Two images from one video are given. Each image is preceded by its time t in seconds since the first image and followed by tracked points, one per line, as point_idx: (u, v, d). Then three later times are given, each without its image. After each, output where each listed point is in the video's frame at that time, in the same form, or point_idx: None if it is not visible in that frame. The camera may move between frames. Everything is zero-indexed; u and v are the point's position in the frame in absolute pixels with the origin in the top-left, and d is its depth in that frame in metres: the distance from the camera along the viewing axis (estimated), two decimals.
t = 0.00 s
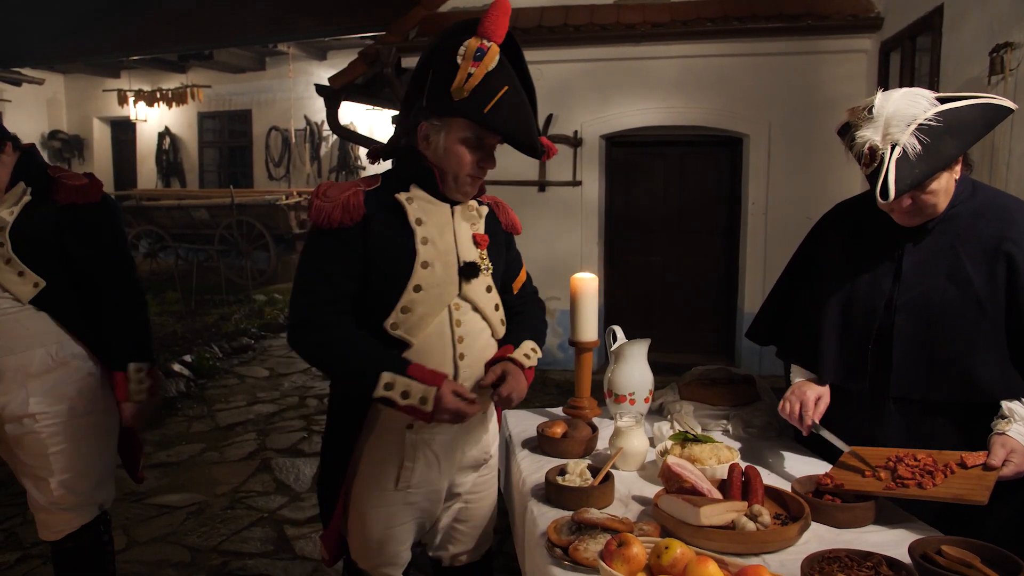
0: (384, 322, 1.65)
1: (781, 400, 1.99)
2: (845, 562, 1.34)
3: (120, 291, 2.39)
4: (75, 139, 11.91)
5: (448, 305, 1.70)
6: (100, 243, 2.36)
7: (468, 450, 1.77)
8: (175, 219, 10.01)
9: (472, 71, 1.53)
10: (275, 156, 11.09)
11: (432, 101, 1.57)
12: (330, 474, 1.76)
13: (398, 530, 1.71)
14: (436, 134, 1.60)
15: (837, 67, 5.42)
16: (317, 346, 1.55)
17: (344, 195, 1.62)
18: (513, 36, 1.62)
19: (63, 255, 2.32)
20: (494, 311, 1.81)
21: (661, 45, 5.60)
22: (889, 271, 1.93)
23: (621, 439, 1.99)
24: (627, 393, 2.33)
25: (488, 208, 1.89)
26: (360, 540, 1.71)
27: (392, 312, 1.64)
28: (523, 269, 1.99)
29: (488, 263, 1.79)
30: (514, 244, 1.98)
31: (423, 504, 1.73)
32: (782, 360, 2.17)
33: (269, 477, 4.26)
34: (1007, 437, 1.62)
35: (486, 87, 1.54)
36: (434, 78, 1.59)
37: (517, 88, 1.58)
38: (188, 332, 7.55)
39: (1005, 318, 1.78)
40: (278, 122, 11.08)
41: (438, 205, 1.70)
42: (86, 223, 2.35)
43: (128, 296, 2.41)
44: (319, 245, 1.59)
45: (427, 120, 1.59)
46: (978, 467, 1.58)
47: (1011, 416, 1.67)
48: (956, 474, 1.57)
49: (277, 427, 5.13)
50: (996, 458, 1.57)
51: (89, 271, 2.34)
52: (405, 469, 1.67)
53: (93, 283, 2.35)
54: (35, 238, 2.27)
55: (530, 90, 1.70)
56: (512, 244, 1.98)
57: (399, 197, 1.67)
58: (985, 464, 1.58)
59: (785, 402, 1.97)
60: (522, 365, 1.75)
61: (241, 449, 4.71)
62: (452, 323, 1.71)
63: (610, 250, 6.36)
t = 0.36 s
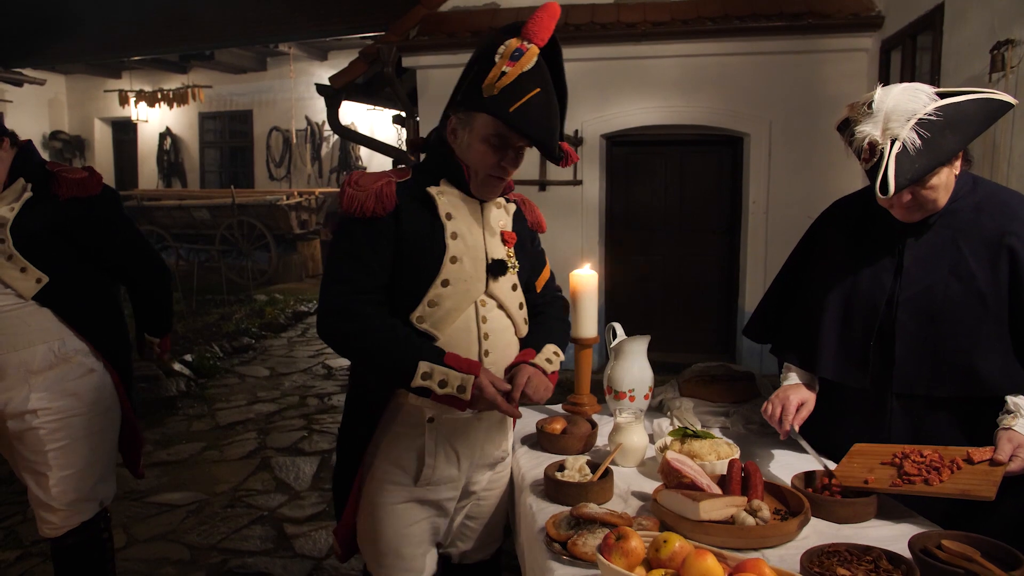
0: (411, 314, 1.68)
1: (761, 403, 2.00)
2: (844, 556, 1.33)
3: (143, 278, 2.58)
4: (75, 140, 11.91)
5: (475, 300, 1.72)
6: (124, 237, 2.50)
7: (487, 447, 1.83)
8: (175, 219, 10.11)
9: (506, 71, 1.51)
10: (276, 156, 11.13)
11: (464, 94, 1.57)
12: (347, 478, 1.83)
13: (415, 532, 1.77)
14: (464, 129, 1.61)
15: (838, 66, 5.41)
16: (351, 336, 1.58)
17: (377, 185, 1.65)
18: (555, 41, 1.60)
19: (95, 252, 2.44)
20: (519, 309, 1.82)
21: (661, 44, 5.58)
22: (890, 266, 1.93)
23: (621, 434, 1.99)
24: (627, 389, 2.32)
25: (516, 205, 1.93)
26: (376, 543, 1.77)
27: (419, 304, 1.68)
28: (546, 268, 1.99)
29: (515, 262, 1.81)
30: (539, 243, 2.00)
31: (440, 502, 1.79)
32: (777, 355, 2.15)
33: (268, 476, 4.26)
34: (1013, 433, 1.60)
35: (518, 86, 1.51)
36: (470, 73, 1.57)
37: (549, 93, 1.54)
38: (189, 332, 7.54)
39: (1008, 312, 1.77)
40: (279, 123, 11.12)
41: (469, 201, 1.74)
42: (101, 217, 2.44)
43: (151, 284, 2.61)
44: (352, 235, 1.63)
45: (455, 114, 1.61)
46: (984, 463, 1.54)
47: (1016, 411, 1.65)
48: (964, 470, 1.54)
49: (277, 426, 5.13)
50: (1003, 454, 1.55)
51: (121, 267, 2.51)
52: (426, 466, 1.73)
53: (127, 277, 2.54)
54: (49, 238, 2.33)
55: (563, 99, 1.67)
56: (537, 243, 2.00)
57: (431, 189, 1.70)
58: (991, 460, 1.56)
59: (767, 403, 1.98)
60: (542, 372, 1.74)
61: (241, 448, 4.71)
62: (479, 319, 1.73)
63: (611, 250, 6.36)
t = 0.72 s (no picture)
0: (423, 332, 1.66)
1: (769, 398, 2.01)
2: (834, 548, 1.34)
3: (146, 278, 2.61)
4: (77, 140, 11.94)
5: (488, 315, 1.73)
6: (131, 236, 2.54)
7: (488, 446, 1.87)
8: (176, 219, 10.08)
9: (516, 74, 1.45)
10: (277, 157, 11.19)
11: (471, 98, 1.52)
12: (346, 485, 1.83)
13: (423, 531, 1.76)
14: (471, 133, 1.56)
15: (837, 65, 5.41)
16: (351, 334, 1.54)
17: (394, 203, 1.58)
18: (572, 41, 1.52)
19: (102, 250, 2.48)
20: (521, 314, 1.84)
21: (660, 44, 5.59)
22: (882, 262, 1.93)
23: (616, 429, 2.01)
24: (623, 385, 2.33)
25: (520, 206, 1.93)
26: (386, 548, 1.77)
27: (433, 322, 1.65)
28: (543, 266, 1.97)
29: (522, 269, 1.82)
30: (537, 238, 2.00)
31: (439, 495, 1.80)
32: (773, 353, 2.17)
33: (267, 474, 4.27)
34: (1001, 426, 1.63)
35: (527, 90, 1.44)
36: (480, 75, 1.51)
37: (561, 97, 1.46)
38: (190, 332, 7.57)
39: (999, 307, 1.78)
40: (280, 123, 11.16)
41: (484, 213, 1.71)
42: (110, 217, 2.49)
43: (153, 285, 2.64)
44: (370, 257, 1.55)
45: (461, 119, 1.56)
46: (973, 454, 1.57)
47: (1007, 404, 1.68)
48: (952, 462, 1.56)
49: (277, 424, 5.14)
50: (990, 447, 1.58)
51: (127, 266, 2.54)
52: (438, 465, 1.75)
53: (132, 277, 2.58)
54: (59, 234, 2.38)
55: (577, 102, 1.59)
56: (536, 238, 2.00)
57: (444, 202, 1.65)
58: (979, 453, 1.59)
59: (773, 398, 2.00)
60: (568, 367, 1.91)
61: (241, 446, 4.72)
62: (490, 333, 1.75)
63: (610, 249, 6.37)
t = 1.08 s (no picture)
0: (424, 349, 1.65)
1: (749, 381, 2.03)
2: (817, 531, 1.37)
3: (151, 281, 2.72)
4: (77, 140, 11.97)
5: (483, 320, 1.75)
6: (138, 238, 2.66)
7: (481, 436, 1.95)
8: (176, 219, 10.11)
9: (475, 60, 1.40)
10: (276, 156, 11.29)
11: (436, 93, 1.48)
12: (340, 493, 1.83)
13: (425, 528, 1.81)
14: (438, 132, 1.53)
15: (833, 64, 5.44)
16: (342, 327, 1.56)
17: (385, 231, 1.53)
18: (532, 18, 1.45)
19: (111, 250, 2.61)
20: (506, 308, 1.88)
21: (657, 43, 5.62)
22: (866, 256, 1.97)
23: (608, 420, 2.03)
24: (616, 378, 2.37)
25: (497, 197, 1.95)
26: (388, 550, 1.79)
27: (433, 338, 1.65)
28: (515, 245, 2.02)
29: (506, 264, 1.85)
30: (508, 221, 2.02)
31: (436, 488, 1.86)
32: (761, 344, 2.20)
33: (266, 470, 4.30)
34: (976, 415, 1.68)
35: (488, 75, 1.38)
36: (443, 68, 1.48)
37: (524, 78, 1.39)
38: (190, 330, 7.60)
39: (979, 300, 1.81)
40: (280, 123, 11.24)
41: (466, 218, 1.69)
42: (121, 216, 2.62)
43: (158, 286, 2.74)
44: (367, 289, 1.51)
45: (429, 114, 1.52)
46: (948, 442, 1.62)
47: (983, 394, 1.72)
48: (926, 450, 1.61)
49: (277, 421, 5.18)
50: (965, 436, 1.62)
51: (133, 267, 2.66)
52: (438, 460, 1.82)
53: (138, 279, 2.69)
54: (70, 231, 2.51)
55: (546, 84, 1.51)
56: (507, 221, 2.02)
57: (431, 218, 1.62)
58: (954, 441, 1.63)
59: (753, 382, 2.02)
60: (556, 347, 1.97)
61: (240, 443, 4.75)
62: (486, 338, 1.79)
63: (608, 248, 6.41)
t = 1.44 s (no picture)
0: (410, 333, 1.71)
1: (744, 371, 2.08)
2: (802, 508, 1.42)
3: (149, 275, 2.78)
4: (66, 139, 11.92)
5: (467, 304, 1.82)
6: (137, 233, 2.72)
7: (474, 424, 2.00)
8: (168, 218, 10.11)
9: (416, 40, 1.57)
10: (268, 156, 11.36)
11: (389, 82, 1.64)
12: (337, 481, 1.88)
13: (419, 515, 1.86)
14: (396, 115, 1.66)
15: (820, 64, 5.52)
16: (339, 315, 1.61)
17: (365, 221, 1.60)
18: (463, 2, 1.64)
19: (110, 244, 2.66)
20: (495, 291, 1.93)
21: (647, 43, 5.69)
22: (848, 246, 2.03)
23: (600, 408, 2.08)
24: (607, 369, 2.43)
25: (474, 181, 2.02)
26: (383, 536, 1.84)
27: (418, 323, 1.71)
28: (502, 234, 2.10)
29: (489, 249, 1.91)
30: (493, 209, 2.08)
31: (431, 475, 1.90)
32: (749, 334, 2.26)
33: (261, 465, 4.33)
34: (944, 398, 1.77)
35: (430, 48, 1.55)
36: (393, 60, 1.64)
37: (461, 46, 1.57)
38: (182, 329, 7.61)
39: (955, 288, 1.90)
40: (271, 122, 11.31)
41: (443, 204, 1.78)
42: (122, 212, 2.68)
43: (155, 279, 2.80)
44: (354, 278, 1.58)
45: (385, 105, 1.67)
46: (914, 424, 1.72)
47: (951, 378, 1.82)
48: (892, 429, 1.71)
49: (270, 418, 5.21)
50: (931, 417, 1.72)
51: (132, 261, 2.71)
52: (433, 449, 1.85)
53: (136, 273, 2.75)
54: (71, 226, 2.57)
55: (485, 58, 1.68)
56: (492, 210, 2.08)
57: (406, 205, 1.70)
58: (921, 422, 1.73)
59: (749, 372, 2.07)
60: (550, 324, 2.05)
61: (234, 439, 4.78)
62: (472, 321, 1.85)
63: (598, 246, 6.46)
